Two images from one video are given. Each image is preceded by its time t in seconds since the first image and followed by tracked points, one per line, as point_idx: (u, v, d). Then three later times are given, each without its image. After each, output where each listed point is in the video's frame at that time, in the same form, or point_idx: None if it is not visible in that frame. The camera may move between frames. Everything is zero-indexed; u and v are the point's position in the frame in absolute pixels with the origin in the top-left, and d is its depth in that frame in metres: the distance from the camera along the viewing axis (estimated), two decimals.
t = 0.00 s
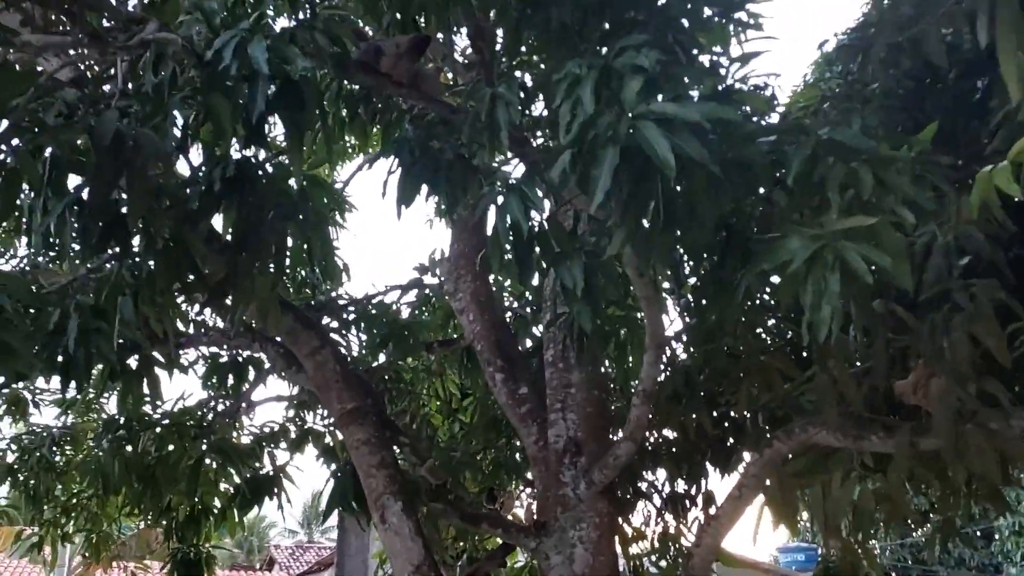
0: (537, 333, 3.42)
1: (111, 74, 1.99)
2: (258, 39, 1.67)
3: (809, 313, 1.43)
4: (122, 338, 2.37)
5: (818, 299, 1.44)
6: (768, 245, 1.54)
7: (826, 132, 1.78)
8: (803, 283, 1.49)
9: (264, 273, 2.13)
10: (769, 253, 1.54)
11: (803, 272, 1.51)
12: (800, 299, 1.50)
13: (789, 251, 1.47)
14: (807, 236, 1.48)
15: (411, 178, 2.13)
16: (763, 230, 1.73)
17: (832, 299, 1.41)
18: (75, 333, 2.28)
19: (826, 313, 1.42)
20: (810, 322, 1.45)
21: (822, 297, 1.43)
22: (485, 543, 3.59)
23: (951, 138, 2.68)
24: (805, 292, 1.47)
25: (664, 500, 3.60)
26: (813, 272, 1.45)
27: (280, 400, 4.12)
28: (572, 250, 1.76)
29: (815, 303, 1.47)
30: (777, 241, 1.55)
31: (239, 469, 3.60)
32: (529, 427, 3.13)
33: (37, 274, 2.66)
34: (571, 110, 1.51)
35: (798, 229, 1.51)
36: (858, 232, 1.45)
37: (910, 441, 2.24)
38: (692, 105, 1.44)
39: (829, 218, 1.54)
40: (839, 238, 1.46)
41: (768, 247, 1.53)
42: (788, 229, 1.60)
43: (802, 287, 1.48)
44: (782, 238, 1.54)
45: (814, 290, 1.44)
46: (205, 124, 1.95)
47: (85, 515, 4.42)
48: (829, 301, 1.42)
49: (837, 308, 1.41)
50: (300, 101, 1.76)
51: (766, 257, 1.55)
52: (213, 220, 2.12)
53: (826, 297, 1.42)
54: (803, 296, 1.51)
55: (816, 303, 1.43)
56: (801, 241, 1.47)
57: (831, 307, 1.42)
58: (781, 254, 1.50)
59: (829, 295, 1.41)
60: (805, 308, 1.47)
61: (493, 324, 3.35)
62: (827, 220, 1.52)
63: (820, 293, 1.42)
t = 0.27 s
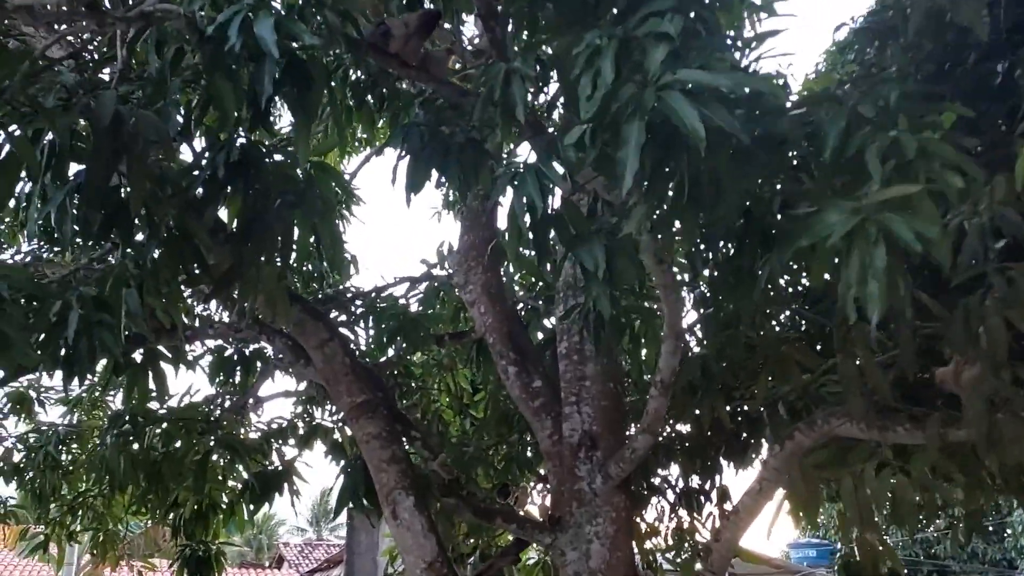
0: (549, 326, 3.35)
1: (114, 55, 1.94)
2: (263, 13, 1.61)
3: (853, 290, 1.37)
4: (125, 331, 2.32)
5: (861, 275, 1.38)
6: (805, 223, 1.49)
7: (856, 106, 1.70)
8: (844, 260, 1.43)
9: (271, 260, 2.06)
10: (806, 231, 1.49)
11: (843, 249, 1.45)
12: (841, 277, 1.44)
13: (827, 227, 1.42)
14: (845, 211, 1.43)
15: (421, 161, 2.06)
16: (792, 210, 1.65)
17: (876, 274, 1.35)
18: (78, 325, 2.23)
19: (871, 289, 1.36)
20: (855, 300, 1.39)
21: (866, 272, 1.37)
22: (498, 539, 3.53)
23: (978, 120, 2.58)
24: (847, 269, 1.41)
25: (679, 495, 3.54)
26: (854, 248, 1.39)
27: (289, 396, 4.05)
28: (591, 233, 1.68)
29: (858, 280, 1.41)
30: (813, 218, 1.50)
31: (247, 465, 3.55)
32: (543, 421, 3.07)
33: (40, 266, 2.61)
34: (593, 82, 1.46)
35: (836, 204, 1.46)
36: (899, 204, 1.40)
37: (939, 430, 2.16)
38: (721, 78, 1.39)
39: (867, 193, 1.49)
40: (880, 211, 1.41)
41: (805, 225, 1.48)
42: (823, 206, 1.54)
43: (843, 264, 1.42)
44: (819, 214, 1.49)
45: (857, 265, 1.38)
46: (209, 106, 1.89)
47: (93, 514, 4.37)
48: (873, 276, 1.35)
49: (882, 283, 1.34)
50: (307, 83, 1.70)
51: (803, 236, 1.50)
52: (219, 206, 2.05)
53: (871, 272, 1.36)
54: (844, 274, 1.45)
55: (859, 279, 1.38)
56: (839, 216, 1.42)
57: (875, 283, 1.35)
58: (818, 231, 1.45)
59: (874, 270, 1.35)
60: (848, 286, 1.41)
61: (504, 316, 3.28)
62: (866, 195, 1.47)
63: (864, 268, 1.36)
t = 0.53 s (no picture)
0: (556, 315, 3.29)
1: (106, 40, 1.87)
2: None
3: (885, 262, 1.33)
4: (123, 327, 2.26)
5: (893, 246, 1.34)
6: (830, 195, 1.46)
7: (877, 78, 1.64)
8: (874, 231, 1.39)
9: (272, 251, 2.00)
10: (833, 203, 1.46)
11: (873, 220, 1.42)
12: (873, 248, 1.39)
13: (855, 199, 1.40)
14: (872, 182, 1.41)
15: (425, 146, 2.00)
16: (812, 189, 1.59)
17: (910, 245, 1.30)
18: (74, 322, 2.16)
19: (905, 260, 1.31)
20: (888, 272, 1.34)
21: (898, 243, 1.32)
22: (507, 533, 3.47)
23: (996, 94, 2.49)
24: (879, 240, 1.36)
25: (689, 486, 3.49)
26: (886, 219, 1.35)
27: (293, 392, 3.99)
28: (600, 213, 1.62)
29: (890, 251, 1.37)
30: (839, 190, 1.47)
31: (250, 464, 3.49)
32: (551, 412, 3.00)
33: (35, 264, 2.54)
34: (607, 53, 1.39)
35: (862, 175, 1.43)
36: (930, 173, 1.36)
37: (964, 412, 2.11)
38: (741, 44, 1.33)
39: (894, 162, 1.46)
40: (908, 181, 1.38)
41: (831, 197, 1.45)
42: (848, 177, 1.51)
43: (873, 236, 1.38)
44: (845, 186, 1.46)
45: (889, 237, 1.34)
46: (205, 92, 1.83)
47: (95, 516, 4.31)
48: (906, 247, 1.31)
49: (916, 255, 1.30)
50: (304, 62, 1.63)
51: (828, 208, 1.47)
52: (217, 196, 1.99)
53: (904, 243, 1.31)
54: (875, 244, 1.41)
55: (892, 250, 1.33)
56: (867, 186, 1.39)
57: (909, 254, 1.31)
58: (845, 204, 1.42)
59: (907, 241, 1.31)
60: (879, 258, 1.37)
61: (510, 307, 3.22)
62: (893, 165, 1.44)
63: (896, 239, 1.32)
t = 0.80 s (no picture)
0: (561, 303, 3.26)
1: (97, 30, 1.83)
2: None
3: (896, 248, 1.31)
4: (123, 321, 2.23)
5: (903, 233, 1.31)
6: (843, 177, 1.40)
7: (888, 53, 1.60)
8: (885, 214, 1.36)
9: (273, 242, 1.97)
10: (845, 184, 1.41)
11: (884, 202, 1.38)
12: (883, 232, 1.37)
13: (868, 183, 1.34)
14: (887, 164, 1.35)
15: (427, 132, 1.96)
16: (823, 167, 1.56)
17: (921, 233, 1.28)
18: (72, 318, 2.12)
19: (916, 247, 1.30)
20: (898, 257, 1.32)
21: (909, 230, 1.30)
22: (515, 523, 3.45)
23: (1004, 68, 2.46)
24: (890, 224, 1.34)
25: (697, 472, 3.46)
26: (898, 204, 1.32)
27: (297, 386, 3.97)
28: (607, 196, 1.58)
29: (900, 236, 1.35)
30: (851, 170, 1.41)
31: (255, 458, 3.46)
32: (558, 401, 2.97)
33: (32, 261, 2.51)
34: (612, 31, 1.35)
35: (876, 156, 1.37)
36: (946, 155, 1.30)
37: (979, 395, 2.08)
38: (750, 18, 1.29)
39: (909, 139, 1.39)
40: (923, 163, 1.32)
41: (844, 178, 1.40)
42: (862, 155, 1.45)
43: (884, 220, 1.36)
44: (859, 166, 1.39)
45: (900, 223, 1.31)
46: (201, 80, 1.79)
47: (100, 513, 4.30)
48: (917, 234, 1.29)
49: (927, 242, 1.28)
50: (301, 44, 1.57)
51: (841, 189, 1.42)
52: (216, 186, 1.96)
53: (915, 231, 1.29)
54: (885, 229, 1.38)
55: (902, 237, 1.31)
56: (881, 170, 1.33)
57: (920, 241, 1.29)
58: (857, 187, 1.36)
59: (919, 228, 1.28)
60: (889, 242, 1.35)
61: (515, 295, 3.19)
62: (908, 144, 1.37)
63: (907, 226, 1.29)
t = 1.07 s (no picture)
0: (564, 289, 3.22)
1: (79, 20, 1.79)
2: None
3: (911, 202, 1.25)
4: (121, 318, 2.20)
5: (916, 186, 1.25)
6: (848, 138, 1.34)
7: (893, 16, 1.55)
8: (896, 172, 1.30)
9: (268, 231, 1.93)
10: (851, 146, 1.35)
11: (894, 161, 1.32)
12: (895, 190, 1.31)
13: (875, 141, 1.28)
14: (895, 120, 1.29)
15: (420, 114, 1.91)
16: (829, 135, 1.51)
17: (937, 183, 1.22)
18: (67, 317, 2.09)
19: (932, 199, 1.24)
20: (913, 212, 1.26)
21: (924, 182, 1.24)
22: (524, 511, 3.43)
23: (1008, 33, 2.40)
24: (901, 180, 1.27)
25: (706, 455, 3.44)
26: (910, 156, 1.25)
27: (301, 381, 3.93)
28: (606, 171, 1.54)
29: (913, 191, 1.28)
30: (858, 131, 1.36)
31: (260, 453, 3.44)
32: (564, 388, 2.94)
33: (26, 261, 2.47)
34: None
35: (883, 115, 1.31)
36: (956, 108, 1.26)
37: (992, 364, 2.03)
38: None
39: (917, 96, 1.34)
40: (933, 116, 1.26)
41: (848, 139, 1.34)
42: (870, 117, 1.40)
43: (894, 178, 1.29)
44: (866, 126, 1.34)
45: (913, 176, 1.25)
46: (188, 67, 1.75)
47: (109, 514, 4.29)
48: (933, 185, 1.22)
49: (943, 193, 1.22)
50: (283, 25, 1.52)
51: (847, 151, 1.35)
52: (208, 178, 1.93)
53: (930, 181, 1.22)
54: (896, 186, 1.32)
55: (916, 190, 1.25)
56: (888, 126, 1.28)
57: (936, 193, 1.23)
58: (864, 145, 1.30)
59: (934, 179, 1.22)
60: (903, 199, 1.28)
61: (516, 282, 3.15)
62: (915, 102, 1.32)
63: (921, 178, 1.23)
